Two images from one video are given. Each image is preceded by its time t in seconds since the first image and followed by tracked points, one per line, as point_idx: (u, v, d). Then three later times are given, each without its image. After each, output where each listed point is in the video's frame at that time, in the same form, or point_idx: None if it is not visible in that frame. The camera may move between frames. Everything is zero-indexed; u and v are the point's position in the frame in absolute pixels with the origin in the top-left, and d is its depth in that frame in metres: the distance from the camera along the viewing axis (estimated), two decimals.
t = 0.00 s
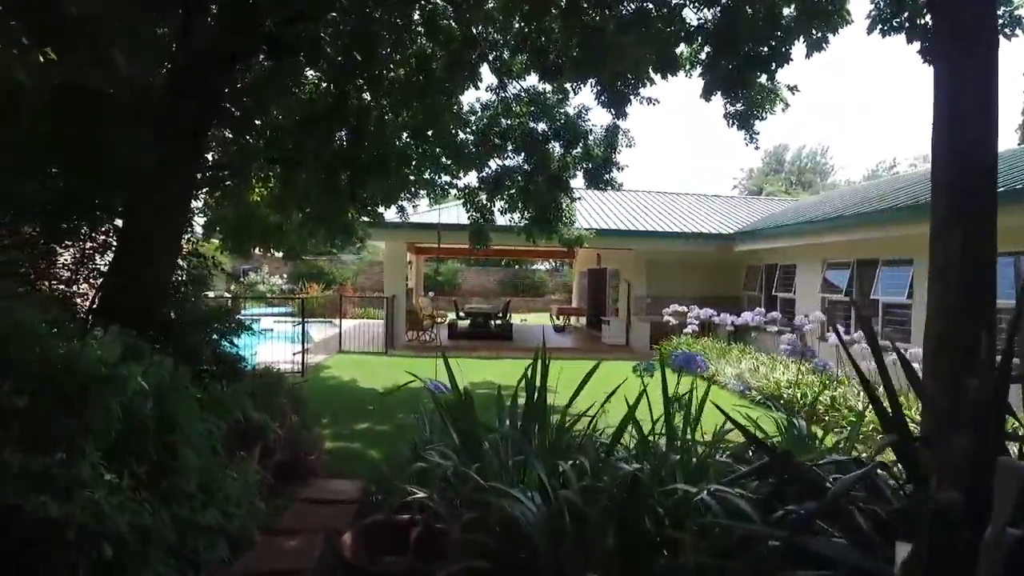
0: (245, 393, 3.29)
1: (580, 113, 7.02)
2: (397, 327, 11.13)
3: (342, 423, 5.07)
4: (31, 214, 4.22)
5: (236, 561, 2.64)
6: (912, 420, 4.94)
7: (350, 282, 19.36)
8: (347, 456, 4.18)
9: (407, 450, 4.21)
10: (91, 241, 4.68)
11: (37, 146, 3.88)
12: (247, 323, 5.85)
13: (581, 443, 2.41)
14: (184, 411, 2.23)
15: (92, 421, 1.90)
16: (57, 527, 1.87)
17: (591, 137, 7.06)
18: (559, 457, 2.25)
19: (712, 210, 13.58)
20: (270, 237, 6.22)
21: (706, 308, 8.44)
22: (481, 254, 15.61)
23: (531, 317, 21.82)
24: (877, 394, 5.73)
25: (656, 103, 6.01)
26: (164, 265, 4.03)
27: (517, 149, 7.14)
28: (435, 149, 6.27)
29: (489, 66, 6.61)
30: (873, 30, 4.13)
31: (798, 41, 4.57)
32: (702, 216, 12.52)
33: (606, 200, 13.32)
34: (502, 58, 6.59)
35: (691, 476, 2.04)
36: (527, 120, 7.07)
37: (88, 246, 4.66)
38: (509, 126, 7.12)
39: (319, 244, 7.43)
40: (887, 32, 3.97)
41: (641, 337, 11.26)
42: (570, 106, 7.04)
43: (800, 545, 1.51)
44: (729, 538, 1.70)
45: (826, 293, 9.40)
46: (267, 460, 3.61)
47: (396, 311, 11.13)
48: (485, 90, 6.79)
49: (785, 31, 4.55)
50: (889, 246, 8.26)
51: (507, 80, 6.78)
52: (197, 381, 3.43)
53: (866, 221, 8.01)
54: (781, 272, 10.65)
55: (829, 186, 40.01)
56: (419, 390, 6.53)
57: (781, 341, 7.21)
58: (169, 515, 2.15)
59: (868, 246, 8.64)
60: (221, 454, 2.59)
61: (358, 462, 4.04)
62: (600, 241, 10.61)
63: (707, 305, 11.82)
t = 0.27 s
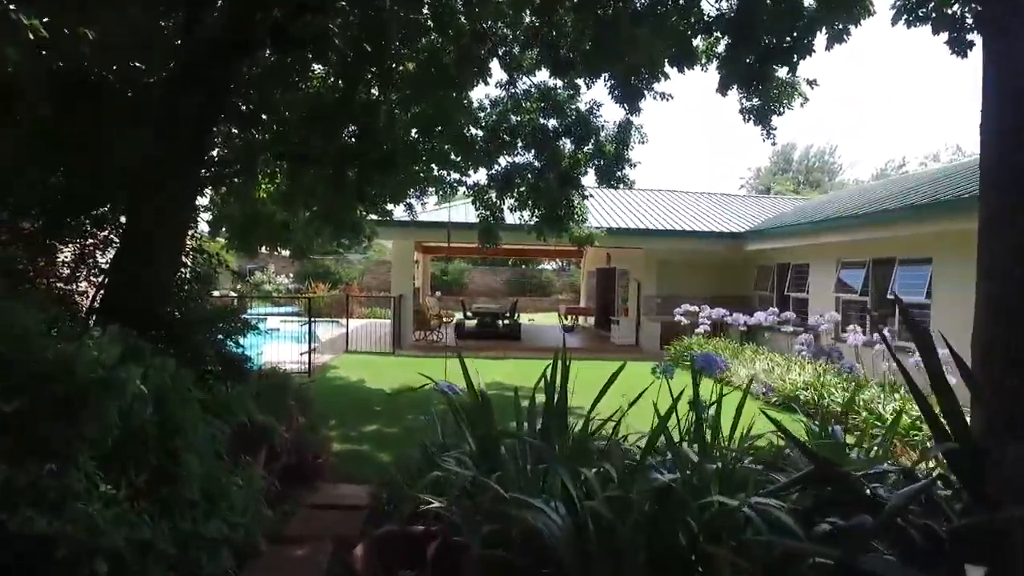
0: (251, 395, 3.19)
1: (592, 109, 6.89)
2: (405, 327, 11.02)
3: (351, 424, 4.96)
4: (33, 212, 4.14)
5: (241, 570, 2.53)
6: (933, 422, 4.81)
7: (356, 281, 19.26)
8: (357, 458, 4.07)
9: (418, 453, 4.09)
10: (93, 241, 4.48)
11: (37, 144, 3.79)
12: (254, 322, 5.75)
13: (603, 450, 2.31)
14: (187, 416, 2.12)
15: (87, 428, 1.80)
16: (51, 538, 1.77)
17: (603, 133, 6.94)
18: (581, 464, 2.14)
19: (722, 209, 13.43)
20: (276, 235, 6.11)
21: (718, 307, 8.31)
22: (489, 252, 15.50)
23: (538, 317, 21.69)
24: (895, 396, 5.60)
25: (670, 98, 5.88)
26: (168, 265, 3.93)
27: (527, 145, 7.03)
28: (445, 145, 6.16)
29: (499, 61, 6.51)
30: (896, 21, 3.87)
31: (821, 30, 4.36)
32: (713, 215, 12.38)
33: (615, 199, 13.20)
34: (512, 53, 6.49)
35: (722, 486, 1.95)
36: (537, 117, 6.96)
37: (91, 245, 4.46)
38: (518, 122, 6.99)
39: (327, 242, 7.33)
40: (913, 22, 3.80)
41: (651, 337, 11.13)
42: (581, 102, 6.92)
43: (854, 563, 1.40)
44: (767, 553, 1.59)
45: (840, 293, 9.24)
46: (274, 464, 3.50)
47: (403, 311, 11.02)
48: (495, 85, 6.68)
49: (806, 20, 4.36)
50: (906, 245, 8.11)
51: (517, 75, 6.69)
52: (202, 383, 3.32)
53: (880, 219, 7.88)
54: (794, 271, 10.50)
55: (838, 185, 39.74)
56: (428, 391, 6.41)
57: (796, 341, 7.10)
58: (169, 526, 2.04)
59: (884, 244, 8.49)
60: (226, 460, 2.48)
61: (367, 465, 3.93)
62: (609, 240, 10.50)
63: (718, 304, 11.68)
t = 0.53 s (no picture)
0: (254, 399, 3.06)
1: (601, 105, 6.79)
2: (410, 327, 10.89)
3: (357, 427, 4.84)
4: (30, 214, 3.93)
5: None
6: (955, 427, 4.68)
7: (360, 282, 19.12)
8: (364, 463, 3.94)
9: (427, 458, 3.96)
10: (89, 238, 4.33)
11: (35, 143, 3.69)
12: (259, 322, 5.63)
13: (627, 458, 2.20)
14: (186, 423, 2.00)
15: (80, 439, 1.67)
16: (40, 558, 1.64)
17: (612, 129, 6.82)
18: (606, 473, 2.01)
19: (730, 207, 13.29)
20: (281, 233, 6.00)
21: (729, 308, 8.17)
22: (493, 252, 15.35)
23: (542, 317, 21.51)
24: (914, 400, 5.45)
25: (682, 93, 5.75)
26: (170, 264, 3.81)
27: (534, 143, 6.90)
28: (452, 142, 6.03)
29: (507, 56, 6.38)
30: (920, 12, 3.65)
31: (840, 22, 4.10)
32: (721, 214, 12.24)
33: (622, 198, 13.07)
34: (520, 49, 6.37)
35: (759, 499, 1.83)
36: (545, 113, 6.82)
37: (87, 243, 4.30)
38: (526, 119, 6.87)
39: (332, 241, 7.21)
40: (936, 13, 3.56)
41: (660, 338, 11.00)
42: (590, 98, 6.81)
43: None
44: None
45: (852, 292, 9.11)
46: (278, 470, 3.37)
47: (408, 311, 10.89)
48: (502, 81, 6.56)
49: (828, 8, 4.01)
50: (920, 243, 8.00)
51: (525, 71, 6.56)
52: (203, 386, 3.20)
53: (895, 217, 7.74)
54: (804, 270, 10.35)
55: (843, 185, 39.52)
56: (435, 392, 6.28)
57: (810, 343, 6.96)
58: (169, 542, 1.91)
59: (897, 243, 8.37)
60: (229, 469, 2.36)
61: (374, 470, 3.80)
62: (617, 240, 10.37)
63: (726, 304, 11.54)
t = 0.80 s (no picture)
0: (255, 405, 2.94)
1: (609, 102, 6.66)
2: (413, 328, 10.76)
3: (361, 431, 4.71)
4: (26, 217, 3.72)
5: None
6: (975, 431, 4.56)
7: (362, 282, 18.99)
8: (369, 470, 3.82)
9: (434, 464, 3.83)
10: (84, 236, 4.14)
11: (32, 143, 3.57)
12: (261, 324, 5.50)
13: (653, 469, 2.08)
14: (182, 434, 1.87)
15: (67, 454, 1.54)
16: None
17: (621, 126, 6.70)
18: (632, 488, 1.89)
19: (736, 206, 13.15)
20: (284, 233, 5.88)
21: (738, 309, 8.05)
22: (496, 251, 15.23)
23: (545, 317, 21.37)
24: (932, 403, 5.33)
25: (693, 89, 5.64)
26: (170, 264, 3.69)
27: (541, 141, 6.77)
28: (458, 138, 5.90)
29: (513, 53, 6.26)
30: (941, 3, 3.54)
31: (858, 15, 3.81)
32: (728, 213, 12.11)
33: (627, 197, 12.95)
34: (527, 45, 6.26)
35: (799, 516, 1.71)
36: (552, 110, 6.71)
37: (82, 241, 4.12)
38: (532, 116, 6.74)
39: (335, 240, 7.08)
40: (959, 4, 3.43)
41: (666, 339, 10.87)
42: (598, 95, 6.69)
43: None
44: None
45: (862, 292, 8.99)
46: (281, 477, 3.25)
47: (412, 312, 10.76)
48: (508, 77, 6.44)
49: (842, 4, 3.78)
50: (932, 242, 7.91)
51: (532, 68, 6.44)
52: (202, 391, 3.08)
53: (907, 216, 7.61)
54: (813, 270, 10.22)
55: (847, 184, 39.35)
56: (439, 394, 6.16)
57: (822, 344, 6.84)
58: (164, 562, 1.79)
59: (909, 242, 8.24)
60: (229, 480, 2.24)
61: (379, 476, 3.68)
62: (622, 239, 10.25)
63: (732, 304, 11.41)
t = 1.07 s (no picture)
0: (256, 411, 2.84)
1: (616, 99, 6.57)
2: (415, 329, 10.65)
3: (364, 435, 4.61)
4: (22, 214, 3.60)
5: None
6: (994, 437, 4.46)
7: (363, 282, 18.88)
8: (374, 475, 3.72)
9: (440, 469, 3.74)
10: (79, 236, 4.04)
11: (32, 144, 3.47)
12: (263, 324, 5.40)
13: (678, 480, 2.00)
14: (181, 446, 1.78)
15: (55, 471, 1.44)
16: None
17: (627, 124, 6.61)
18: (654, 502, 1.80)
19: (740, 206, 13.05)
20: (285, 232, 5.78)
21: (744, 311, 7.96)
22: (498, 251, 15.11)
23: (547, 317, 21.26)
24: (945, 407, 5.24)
25: (701, 86, 5.56)
26: (170, 264, 3.59)
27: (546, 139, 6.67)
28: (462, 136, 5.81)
29: (518, 50, 6.16)
30: None
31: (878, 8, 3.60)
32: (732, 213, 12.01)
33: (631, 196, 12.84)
34: (531, 42, 6.16)
35: (833, 536, 1.64)
36: (557, 108, 6.62)
37: (77, 241, 4.02)
38: (537, 114, 6.65)
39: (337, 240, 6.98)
40: None
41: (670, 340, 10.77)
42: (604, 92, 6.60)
43: None
44: None
45: (869, 292, 8.90)
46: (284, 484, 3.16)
47: (413, 312, 10.66)
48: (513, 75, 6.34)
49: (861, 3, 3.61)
50: (941, 241, 7.82)
51: (537, 65, 6.34)
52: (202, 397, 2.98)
53: (917, 216, 7.51)
54: (819, 270, 10.11)
55: (848, 184, 39.25)
56: (443, 397, 6.06)
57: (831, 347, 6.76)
58: None
59: (917, 242, 8.14)
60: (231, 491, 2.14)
61: (383, 482, 3.57)
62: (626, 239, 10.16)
63: (737, 305, 11.31)
